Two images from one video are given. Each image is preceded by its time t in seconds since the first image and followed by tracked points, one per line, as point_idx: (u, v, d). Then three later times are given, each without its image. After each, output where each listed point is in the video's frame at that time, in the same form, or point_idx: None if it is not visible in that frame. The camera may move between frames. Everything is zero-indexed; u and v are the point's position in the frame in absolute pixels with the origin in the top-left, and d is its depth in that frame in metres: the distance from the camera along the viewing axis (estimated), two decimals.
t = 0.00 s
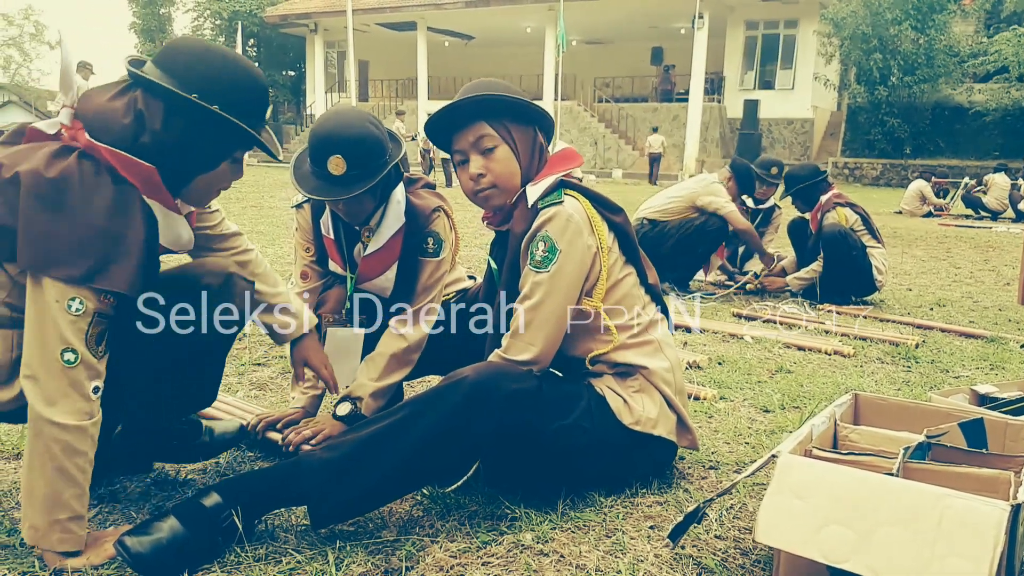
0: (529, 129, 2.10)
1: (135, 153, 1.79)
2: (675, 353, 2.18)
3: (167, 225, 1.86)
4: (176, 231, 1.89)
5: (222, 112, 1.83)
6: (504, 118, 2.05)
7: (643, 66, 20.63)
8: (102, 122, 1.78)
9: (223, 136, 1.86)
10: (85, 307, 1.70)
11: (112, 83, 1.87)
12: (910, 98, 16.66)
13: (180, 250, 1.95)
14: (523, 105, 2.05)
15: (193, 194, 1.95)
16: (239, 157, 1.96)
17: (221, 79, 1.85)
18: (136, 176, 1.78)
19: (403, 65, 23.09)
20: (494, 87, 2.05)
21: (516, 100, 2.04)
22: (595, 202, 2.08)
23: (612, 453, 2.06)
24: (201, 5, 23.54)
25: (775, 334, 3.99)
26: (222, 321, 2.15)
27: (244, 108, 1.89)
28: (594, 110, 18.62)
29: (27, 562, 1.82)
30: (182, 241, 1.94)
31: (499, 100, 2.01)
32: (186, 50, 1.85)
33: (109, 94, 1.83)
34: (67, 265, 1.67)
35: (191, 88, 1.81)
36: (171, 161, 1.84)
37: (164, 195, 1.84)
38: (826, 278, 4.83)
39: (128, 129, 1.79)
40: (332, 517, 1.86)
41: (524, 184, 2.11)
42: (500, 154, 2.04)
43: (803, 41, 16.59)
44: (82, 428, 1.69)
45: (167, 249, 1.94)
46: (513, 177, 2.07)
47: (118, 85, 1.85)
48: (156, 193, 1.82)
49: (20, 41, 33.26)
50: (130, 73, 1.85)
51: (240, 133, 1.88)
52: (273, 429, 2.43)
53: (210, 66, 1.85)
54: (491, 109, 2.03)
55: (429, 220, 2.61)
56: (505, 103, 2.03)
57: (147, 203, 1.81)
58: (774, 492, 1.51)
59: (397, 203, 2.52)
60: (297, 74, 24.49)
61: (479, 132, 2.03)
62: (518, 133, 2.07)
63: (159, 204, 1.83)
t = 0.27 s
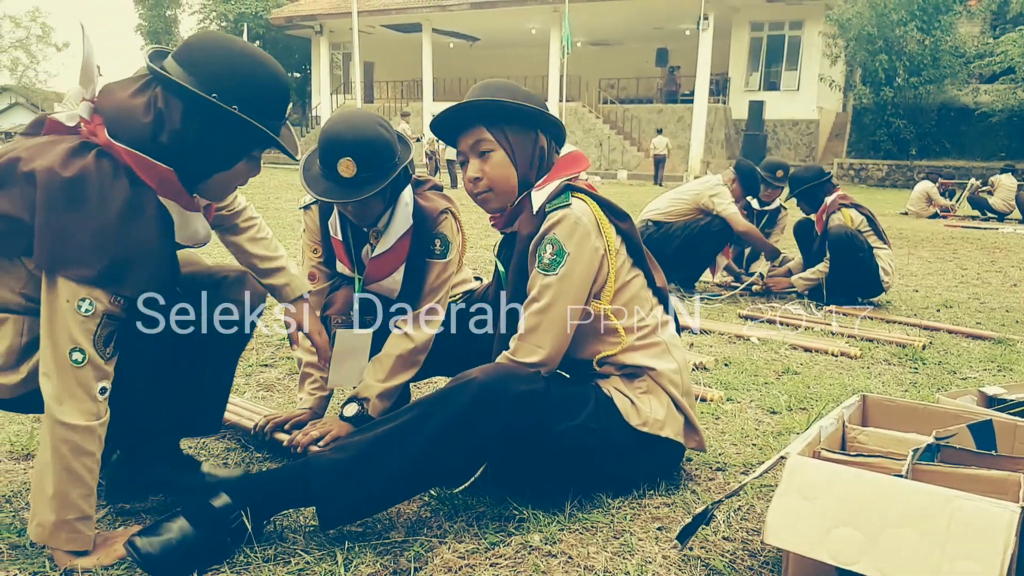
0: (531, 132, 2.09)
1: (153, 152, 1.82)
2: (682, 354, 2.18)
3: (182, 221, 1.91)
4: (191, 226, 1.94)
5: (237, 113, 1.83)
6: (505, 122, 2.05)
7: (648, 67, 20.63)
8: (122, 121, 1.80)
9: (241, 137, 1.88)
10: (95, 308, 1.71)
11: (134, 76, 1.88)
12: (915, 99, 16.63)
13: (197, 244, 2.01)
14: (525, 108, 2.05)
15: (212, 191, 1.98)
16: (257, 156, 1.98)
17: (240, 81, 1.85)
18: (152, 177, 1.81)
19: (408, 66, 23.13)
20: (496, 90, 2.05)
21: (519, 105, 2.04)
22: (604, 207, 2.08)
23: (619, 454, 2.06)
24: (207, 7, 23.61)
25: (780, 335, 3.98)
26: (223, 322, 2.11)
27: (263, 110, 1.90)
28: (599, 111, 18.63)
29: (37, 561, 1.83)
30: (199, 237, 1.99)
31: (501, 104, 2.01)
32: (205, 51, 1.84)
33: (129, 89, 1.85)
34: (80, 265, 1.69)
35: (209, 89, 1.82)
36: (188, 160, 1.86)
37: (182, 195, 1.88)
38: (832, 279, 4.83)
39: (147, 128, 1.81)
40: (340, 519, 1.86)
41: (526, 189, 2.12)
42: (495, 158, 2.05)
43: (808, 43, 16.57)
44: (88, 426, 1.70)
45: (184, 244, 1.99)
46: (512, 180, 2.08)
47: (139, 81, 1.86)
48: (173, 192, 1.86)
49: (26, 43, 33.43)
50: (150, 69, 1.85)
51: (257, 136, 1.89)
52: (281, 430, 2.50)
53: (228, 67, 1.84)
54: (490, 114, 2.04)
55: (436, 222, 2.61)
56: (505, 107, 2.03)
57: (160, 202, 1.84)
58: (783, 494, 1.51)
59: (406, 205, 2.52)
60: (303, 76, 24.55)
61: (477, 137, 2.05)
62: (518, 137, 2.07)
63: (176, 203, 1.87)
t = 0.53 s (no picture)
0: (531, 137, 2.08)
1: (161, 156, 1.85)
2: (690, 355, 2.18)
3: (196, 224, 1.89)
4: (210, 231, 1.92)
5: (239, 109, 1.86)
6: (506, 126, 2.06)
7: (653, 67, 20.62)
8: (127, 127, 1.83)
9: (244, 133, 1.90)
10: (102, 305, 1.71)
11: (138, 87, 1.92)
12: (922, 99, 16.58)
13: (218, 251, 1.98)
14: (526, 110, 2.05)
15: (224, 191, 1.99)
16: (264, 150, 1.99)
17: (240, 77, 1.88)
18: (163, 180, 1.83)
19: (414, 66, 23.14)
20: (495, 92, 2.07)
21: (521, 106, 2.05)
22: (614, 207, 2.08)
23: (627, 454, 2.06)
24: (213, 7, 23.67)
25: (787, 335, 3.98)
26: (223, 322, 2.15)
27: (266, 104, 1.92)
28: (604, 111, 18.61)
29: (47, 560, 1.84)
30: (220, 242, 1.95)
31: (504, 109, 2.03)
32: (203, 52, 1.86)
33: (131, 98, 1.88)
34: (88, 263, 1.69)
35: (210, 87, 1.84)
36: (196, 160, 1.88)
37: (192, 195, 1.88)
38: (838, 279, 4.82)
39: (152, 132, 1.84)
40: (349, 519, 1.87)
41: (531, 192, 2.12)
42: (494, 162, 2.06)
43: (814, 42, 16.54)
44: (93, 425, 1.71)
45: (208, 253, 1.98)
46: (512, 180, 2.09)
47: (140, 90, 1.89)
48: (185, 194, 1.87)
49: (33, 44, 33.56)
50: (152, 78, 1.89)
51: (263, 128, 1.92)
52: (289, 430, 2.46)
53: (226, 65, 1.87)
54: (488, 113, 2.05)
55: (444, 222, 2.62)
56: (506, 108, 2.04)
57: (172, 204, 1.84)
58: (792, 494, 1.51)
59: (414, 205, 2.53)
60: (308, 76, 24.60)
61: (477, 141, 2.07)
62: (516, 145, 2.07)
63: (188, 205, 1.87)
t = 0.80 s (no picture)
0: (529, 141, 2.07)
1: (165, 162, 1.87)
2: (697, 357, 2.18)
3: (207, 227, 1.90)
4: (222, 233, 1.93)
5: (237, 109, 1.88)
6: (505, 131, 2.05)
7: (658, 68, 20.62)
8: (131, 138, 1.86)
9: (243, 133, 1.92)
10: (113, 302, 1.70)
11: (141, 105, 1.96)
12: (927, 99, 16.55)
13: (231, 255, 1.98)
14: (522, 112, 2.04)
15: (230, 193, 2.01)
16: (265, 149, 2.01)
17: (234, 78, 1.90)
18: (170, 184, 1.85)
19: (418, 68, 23.18)
20: (491, 98, 2.07)
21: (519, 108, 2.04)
22: (623, 210, 2.08)
23: (633, 456, 2.06)
24: (218, 10, 23.77)
25: (793, 337, 3.96)
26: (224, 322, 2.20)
27: (262, 102, 1.94)
28: (609, 113, 18.62)
29: (56, 562, 1.84)
30: (234, 245, 1.97)
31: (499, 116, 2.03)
32: (195, 57, 1.88)
33: (132, 115, 1.91)
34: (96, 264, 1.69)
35: (205, 90, 1.86)
36: (203, 164, 1.91)
37: (198, 198, 1.89)
38: (844, 281, 4.81)
39: (154, 141, 1.87)
40: (356, 522, 1.87)
41: (536, 197, 2.12)
42: (496, 169, 2.07)
43: (818, 43, 16.53)
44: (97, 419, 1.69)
45: (222, 257, 1.98)
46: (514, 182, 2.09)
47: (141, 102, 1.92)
48: (192, 198, 1.88)
49: (39, 46, 33.73)
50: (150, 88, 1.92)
51: (262, 126, 1.94)
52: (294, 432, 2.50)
53: (219, 68, 1.89)
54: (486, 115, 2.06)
55: (450, 223, 2.63)
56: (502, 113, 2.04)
57: (181, 208, 1.85)
58: (802, 497, 1.51)
59: (422, 206, 2.55)
60: (313, 78, 24.65)
61: (478, 150, 2.08)
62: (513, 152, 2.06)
63: (196, 209, 1.88)
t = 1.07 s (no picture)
0: (539, 154, 2.01)
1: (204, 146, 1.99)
2: (714, 355, 2.18)
3: (238, 209, 1.97)
4: (252, 217, 2.00)
5: (271, 93, 1.98)
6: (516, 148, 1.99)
7: (668, 67, 20.58)
8: (177, 124, 2.00)
9: (276, 121, 2.01)
10: (145, 261, 1.76)
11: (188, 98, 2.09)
12: (940, 97, 16.45)
13: (262, 241, 2.05)
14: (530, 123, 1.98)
15: (266, 182, 2.09)
16: (299, 138, 2.08)
17: (268, 68, 2.00)
18: (207, 166, 1.95)
19: (428, 68, 23.21)
20: (496, 109, 2.02)
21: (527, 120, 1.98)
22: (645, 210, 2.07)
23: (649, 454, 2.06)
24: (229, 10, 23.88)
25: (808, 336, 3.95)
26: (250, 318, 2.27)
27: (295, 92, 2.04)
28: (619, 111, 18.60)
29: (79, 559, 1.87)
30: (264, 230, 2.04)
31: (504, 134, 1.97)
32: (237, 50, 2.01)
33: (180, 106, 2.04)
34: (137, 226, 1.78)
35: (243, 80, 1.97)
36: (240, 148, 2.00)
37: (232, 181, 1.98)
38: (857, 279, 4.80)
39: (196, 127, 1.99)
40: (374, 520, 1.88)
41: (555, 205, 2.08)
42: (512, 186, 2.04)
43: (830, 41, 16.46)
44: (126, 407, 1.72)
45: (253, 242, 2.05)
46: (529, 194, 2.05)
47: (187, 95, 2.06)
48: (226, 181, 1.98)
49: (53, 47, 33.96)
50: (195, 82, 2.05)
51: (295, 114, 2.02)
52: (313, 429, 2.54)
53: (255, 59, 2.00)
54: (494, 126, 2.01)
55: (466, 223, 2.71)
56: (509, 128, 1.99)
57: (214, 189, 1.95)
58: (822, 496, 1.51)
59: (440, 205, 2.59)
60: (324, 78, 24.72)
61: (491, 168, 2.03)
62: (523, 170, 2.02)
63: (228, 191, 1.97)
